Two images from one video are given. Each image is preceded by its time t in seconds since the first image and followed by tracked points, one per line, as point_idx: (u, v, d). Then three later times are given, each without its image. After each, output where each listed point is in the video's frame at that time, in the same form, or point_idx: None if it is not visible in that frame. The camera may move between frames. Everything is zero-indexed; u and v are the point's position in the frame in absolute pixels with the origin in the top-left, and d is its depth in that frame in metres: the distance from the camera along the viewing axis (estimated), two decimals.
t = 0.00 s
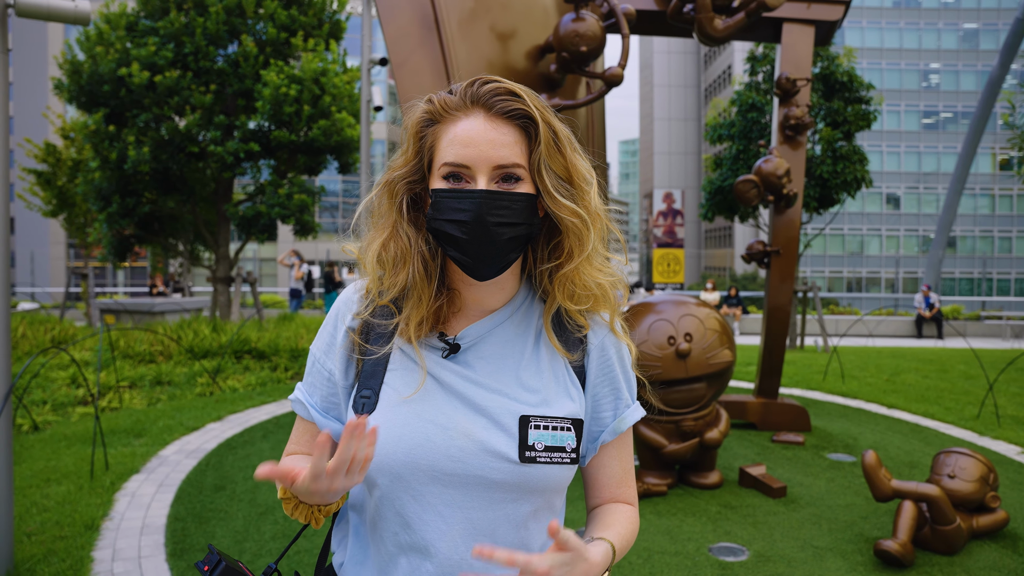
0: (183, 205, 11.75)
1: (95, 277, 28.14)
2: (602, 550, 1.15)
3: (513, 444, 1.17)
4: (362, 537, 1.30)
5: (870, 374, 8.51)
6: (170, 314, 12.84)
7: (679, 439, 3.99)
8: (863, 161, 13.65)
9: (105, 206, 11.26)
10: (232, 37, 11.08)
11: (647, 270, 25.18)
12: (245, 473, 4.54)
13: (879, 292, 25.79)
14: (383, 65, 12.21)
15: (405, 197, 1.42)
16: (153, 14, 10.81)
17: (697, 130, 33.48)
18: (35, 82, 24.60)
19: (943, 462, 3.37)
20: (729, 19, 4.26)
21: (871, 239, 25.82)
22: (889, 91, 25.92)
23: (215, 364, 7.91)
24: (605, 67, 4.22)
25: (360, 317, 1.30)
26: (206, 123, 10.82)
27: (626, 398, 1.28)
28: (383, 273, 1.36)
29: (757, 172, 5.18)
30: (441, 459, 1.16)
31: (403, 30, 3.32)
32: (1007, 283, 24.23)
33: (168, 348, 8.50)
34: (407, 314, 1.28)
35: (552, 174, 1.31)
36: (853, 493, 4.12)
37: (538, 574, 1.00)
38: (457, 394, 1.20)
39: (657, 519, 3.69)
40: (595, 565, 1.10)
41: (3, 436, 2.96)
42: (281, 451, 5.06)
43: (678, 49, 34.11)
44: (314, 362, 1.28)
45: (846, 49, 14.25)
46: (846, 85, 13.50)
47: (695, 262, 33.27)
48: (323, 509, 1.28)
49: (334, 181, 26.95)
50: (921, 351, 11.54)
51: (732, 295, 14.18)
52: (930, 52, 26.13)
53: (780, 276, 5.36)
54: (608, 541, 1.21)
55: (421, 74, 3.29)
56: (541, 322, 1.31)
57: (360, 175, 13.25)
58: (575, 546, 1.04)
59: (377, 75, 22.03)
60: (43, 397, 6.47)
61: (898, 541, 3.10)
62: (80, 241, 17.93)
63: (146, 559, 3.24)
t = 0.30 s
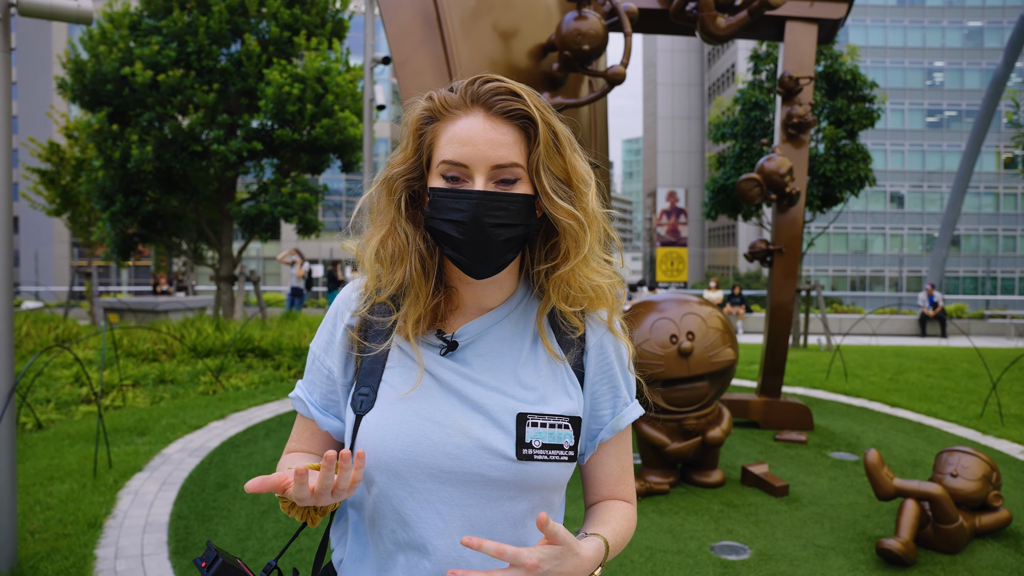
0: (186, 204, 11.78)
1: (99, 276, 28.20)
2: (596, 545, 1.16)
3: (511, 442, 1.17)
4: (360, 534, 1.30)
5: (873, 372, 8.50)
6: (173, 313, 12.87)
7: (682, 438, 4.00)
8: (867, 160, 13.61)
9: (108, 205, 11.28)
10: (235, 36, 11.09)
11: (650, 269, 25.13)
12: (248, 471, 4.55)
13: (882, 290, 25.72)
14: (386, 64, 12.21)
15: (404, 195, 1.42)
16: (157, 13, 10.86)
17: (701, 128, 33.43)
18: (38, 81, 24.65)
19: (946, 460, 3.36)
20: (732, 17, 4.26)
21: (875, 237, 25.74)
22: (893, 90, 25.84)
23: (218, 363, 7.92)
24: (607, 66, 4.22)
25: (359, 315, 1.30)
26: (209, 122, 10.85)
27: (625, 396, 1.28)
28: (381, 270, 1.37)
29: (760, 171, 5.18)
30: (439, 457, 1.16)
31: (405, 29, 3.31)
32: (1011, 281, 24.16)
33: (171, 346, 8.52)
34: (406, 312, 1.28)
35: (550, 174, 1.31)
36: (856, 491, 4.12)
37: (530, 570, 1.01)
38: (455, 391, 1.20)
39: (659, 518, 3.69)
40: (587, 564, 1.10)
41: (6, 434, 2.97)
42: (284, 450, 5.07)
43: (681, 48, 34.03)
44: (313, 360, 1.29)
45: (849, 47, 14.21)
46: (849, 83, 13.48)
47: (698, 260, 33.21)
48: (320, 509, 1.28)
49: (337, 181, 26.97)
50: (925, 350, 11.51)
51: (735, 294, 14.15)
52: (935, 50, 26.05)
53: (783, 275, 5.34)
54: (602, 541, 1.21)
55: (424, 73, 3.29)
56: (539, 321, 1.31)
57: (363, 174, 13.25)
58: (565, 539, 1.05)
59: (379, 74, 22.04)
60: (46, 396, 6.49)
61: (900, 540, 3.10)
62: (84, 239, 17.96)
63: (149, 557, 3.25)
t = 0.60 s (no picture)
0: (187, 202, 11.77)
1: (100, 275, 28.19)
2: (598, 550, 1.15)
3: (510, 441, 1.17)
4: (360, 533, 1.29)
5: (874, 371, 8.50)
6: (174, 311, 12.86)
7: (683, 436, 4.00)
8: (868, 158, 13.58)
9: (109, 204, 11.27)
10: (235, 35, 11.09)
11: (651, 267, 25.13)
12: (248, 470, 4.56)
13: (883, 289, 25.68)
14: (386, 62, 12.21)
15: (399, 194, 1.42)
16: (157, 11, 10.86)
17: (702, 127, 33.41)
18: (39, 79, 24.63)
19: (947, 458, 3.37)
20: (732, 16, 4.26)
21: (876, 236, 25.72)
22: (894, 88, 25.81)
23: (218, 362, 7.93)
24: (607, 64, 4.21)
25: (358, 313, 1.30)
26: (209, 121, 10.85)
27: (626, 397, 1.28)
28: (379, 268, 1.37)
29: (761, 169, 5.17)
30: (439, 455, 1.16)
31: (405, 27, 3.30)
32: (1012, 280, 24.13)
33: (171, 345, 8.52)
34: (403, 310, 1.28)
35: (541, 168, 1.29)
36: (856, 490, 4.12)
37: (531, 572, 1.01)
38: (454, 390, 1.20)
39: (659, 516, 3.70)
40: (590, 567, 1.09)
41: (6, 432, 2.97)
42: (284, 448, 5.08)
43: (683, 45, 33.99)
44: (313, 358, 1.28)
45: (850, 46, 14.19)
46: (850, 82, 13.48)
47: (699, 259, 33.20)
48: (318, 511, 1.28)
49: (337, 180, 26.95)
50: (926, 348, 11.51)
51: (737, 292, 14.13)
52: (936, 48, 26.02)
53: (784, 273, 5.33)
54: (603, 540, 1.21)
55: (425, 70, 3.29)
56: (539, 319, 1.31)
57: (363, 173, 13.25)
58: (568, 546, 1.05)
59: (380, 71, 22.00)
60: (47, 395, 6.49)
61: (900, 538, 3.10)
62: (84, 237, 17.96)
63: (149, 555, 3.26)
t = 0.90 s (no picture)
0: (187, 200, 11.77)
1: (100, 273, 28.15)
2: (588, 549, 1.14)
3: (512, 438, 1.17)
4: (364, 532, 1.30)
5: (874, 369, 8.49)
6: (175, 310, 12.85)
7: (683, 434, 4.00)
8: (869, 157, 13.55)
9: (109, 202, 11.25)
10: (235, 33, 11.08)
11: (652, 266, 25.13)
12: (249, 468, 4.56)
13: (884, 288, 25.66)
14: (387, 60, 12.20)
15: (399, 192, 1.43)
16: (157, 9, 10.84)
17: (703, 126, 33.39)
18: (39, 77, 24.61)
19: (947, 457, 3.37)
20: (733, 14, 4.25)
21: (877, 235, 25.69)
22: (895, 87, 25.79)
23: (218, 360, 7.93)
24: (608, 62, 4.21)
25: (360, 311, 1.31)
26: (210, 119, 10.83)
27: (629, 392, 1.28)
28: (380, 266, 1.38)
29: (761, 167, 5.17)
30: (441, 452, 1.16)
31: (406, 25, 3.34)
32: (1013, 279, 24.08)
33: (172, 343, 8.52)
34: (402, 307, 1.29)
35: (533, 164, 1.28)
36: (856, 488, 4.12)
37: None
38: (456, 388, 1.20)
39: (660, 515, 3.70)
40: (578, 565, 1.10)
41: (5, 431, 2.97)
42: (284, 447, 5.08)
43: (683, 44, 33.99)
44: (317, 357, 1.29)
45: (851, 44, 14.17)
46: (851, 81, 13.46)
47: (699, 257, 33.17)
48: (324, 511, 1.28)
49: (337, 178, 26.95)
50: (927, 346, 11.49)
51: (737, 291, 14.11)
52: (937, 47, 25.99)
53: (784, 272, 5.34)
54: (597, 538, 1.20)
55: (425, 68, 3.32)
56: (539, 316, 1.30)
57: (363, 171, 13.23)
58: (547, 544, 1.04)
59: (380, 70, 22.00)
60: (47, 394, 6.49)
61: (900, 537, 3.10)
62: (85, 236, 17.97)
63: (149, 554, 3.26)
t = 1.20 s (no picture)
0: (182, 200, 11.74)
1: (95, 273, 28.05)
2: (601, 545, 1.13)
3: (521, 437, 1.17)
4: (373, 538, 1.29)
5: (870, 370, 8.52)
6: (170, 310, 12.81)
7: (679, 435, 3.99)
8: (864, 158, 13.57)
9: (104, 202, 11.22)
10: (231, 33, 11.03)
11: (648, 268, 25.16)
12: (244, 470, 4.55)
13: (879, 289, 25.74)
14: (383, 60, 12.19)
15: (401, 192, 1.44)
16: (152, 8, 10.78)
17: (699, 127, 33.45)
18: (33, 76, 24.50)
19: (942, 458, 3.37)
20: (730, 15, 4.25)
21: (872, 236, 25.77)
22: (890, 89, 25.87)
23: (214, 361, 7.91)
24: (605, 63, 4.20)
25: (360, 312, 1.30)
26: (205, 119, 10.79)
27: (635, 389, 1.28)
28: (378, 265, 1.39)
29: (758, 168, 5.18)
30: (448, 452, 1.16)
31: (403, 26, 3.35)
32: (1007, 280, 24.17)
33: (167, 344, 8.50)
34: (396, 305, 1.29)
35: (515, 169, 1.24)
36: (852, 489, 4.13)
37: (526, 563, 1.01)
38: (461, 387, 1.19)
39: (656, 516, 3.70)
40: (589, 563, 1.09)
41: None
42: (280, 448, 5.07)
43: (679, 45, 34.06)
44: (318, 361, 1.28)
45: (847, 45, 14.20)
46: (847, 82, 13.49)
47: (695, 258, 33.25)
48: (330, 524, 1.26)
49: (333, 178, 26.95)
50: (922, 347, 11.52)
51: (733, 292, 14.13)
52: (931, 49, 26.06)
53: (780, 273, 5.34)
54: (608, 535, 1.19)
55: (422, 69, 3.33)
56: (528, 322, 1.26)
57: (360, 172, 13.22)
58: (570, 535, 1.04)
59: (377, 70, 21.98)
60: (41, 394, 6.47)
61: (896, 538, 3.11)
62: (79, 236, 17.93)
63: (144, 556, 3.25)
